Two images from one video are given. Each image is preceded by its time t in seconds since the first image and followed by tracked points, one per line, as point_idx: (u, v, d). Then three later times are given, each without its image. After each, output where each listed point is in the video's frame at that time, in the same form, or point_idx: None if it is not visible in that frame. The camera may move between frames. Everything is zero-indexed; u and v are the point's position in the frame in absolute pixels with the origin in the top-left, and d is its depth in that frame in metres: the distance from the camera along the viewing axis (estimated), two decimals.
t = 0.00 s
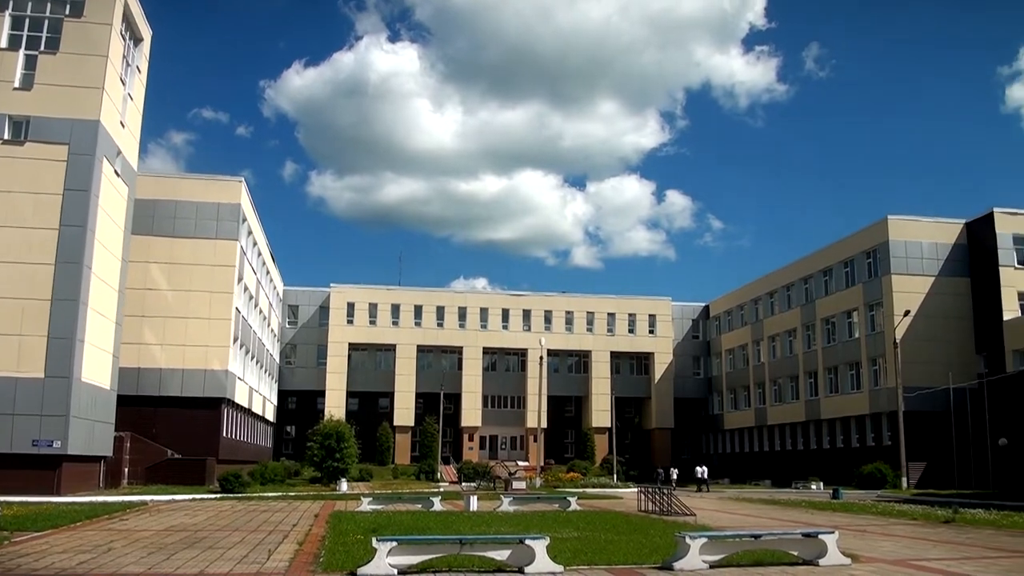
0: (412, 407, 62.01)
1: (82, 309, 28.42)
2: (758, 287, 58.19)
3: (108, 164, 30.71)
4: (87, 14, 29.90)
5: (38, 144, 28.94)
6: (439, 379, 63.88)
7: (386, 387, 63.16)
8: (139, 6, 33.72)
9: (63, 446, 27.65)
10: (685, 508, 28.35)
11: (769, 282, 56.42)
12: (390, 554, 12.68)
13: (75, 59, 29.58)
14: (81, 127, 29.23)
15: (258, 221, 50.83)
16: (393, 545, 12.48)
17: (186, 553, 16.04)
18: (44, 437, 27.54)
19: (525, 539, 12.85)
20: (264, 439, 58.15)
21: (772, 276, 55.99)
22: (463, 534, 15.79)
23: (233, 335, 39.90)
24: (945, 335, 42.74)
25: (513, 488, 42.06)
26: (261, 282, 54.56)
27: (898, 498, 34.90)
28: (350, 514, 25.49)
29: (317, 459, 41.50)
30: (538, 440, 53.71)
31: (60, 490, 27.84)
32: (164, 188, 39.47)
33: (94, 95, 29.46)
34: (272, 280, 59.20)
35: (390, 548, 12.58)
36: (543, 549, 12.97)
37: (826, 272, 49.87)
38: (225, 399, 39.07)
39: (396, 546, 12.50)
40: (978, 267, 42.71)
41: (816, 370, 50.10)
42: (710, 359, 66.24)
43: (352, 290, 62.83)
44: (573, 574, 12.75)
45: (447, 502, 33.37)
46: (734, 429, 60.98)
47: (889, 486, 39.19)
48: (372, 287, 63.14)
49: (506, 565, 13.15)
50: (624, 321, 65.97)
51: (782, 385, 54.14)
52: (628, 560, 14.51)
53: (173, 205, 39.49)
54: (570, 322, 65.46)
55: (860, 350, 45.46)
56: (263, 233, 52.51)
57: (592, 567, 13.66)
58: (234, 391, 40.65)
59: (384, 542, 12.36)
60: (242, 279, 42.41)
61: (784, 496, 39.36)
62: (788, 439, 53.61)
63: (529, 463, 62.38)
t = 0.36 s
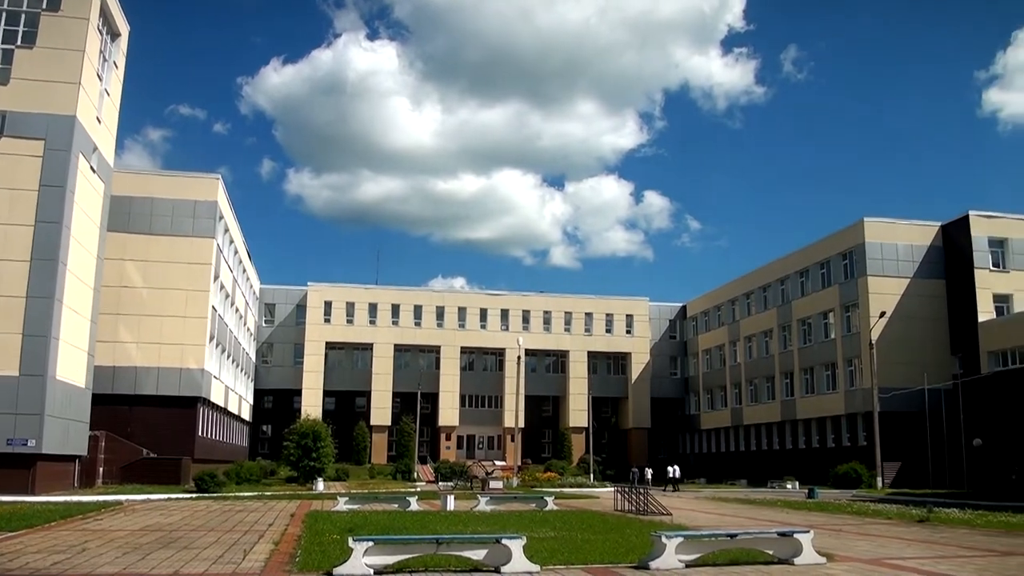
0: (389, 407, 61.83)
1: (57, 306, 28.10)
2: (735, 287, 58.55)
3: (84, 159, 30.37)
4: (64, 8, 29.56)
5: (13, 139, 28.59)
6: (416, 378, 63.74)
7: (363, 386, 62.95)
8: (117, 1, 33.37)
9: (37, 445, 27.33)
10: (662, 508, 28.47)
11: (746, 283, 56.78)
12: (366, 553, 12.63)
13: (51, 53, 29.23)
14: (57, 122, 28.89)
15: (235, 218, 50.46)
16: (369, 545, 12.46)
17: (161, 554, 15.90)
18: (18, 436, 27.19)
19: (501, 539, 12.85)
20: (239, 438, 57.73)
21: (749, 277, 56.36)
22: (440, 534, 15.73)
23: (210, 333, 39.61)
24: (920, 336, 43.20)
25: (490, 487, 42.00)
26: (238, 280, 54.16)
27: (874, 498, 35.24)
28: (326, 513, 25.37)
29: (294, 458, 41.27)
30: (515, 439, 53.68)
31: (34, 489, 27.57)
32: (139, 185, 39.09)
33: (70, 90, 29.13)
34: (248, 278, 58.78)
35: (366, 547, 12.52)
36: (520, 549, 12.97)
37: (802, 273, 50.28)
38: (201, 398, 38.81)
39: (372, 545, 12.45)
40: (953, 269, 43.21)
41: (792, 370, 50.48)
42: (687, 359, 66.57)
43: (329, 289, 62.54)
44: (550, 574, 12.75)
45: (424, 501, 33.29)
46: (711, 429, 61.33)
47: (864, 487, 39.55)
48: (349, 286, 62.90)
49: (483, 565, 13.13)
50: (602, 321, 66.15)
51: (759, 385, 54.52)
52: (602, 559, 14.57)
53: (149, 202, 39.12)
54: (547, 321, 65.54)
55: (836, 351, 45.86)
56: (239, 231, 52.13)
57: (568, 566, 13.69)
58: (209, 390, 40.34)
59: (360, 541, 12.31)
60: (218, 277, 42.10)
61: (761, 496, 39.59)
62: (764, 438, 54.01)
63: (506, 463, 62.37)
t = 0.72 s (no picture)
0: (365, 406, 61.62)
1: (31, 304, 27.76)
2: (711, 288, 58.89)
3: (59, 156, 30.04)
4: (41, 2, 29.23)
5: None
6: (393, 377, 63.56)
7: (339, 386, 62.70)
8: None
9: (10, 444, 26.99)
10: (638, 508, 28.57)
11: (723, 284, 57.10)
12: (341, 554, 12.59)
13: (27, 48, 28.91)
14: (33, 118, 28.56)
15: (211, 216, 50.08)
16: (345, 545, 12.44)
17: (135, 554, 15.76)
18: None
19: (477, 538, 12.86)
20: (214, 437, 57.31)
21: (726, 277, 56.71)
22: (415, 535, 15.69)
23: (185, 332, 39.30)
24: (894, 338, 43.64)
25: (467, 487, 41.96)
26: (213, 278, 53.75)
27: (848, 498, 35.56)
28: (302, 513, 25.28)
29: (269, 458, 41.04)
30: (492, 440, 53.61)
31: (7, 489, 27.29)
32: (114, 182, 38.72)
33: (46, 86, 28.81)
34: (224, 277, 58.38)
35: (341, 548, 12.49)
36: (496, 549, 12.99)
37: (778, 275, 50.69)
38: (176, 397, 38.56)
39: (347, 545, 12.42)
40: (927, 272, 43.72)
41: (768, 370, 50.87)
42: (663, 359, 66.87)
43: (305, 287, 62.24)
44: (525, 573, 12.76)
45: (400, 501, 33.21)
46: (687, 429, 61.66)
47: (839, 486, 39.91)
48: (326, 285, 62.62)
49: (458, 565, 13.15)
50: (578, 321, 66.29)
51: (734, 385, 54.90)
52: (578, 559, 14.63)
53: (125, 199, 38.74)
54: (524, 321, 65.61)
55: (811, 351, 46.28)
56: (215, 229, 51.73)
57: (544, 566, 13.71)
58: (185, 388, 40.04)
59: (336, 541, 12.27)
60: (193, 275, 41.77)
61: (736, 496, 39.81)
62: (739, 438, 54.40)
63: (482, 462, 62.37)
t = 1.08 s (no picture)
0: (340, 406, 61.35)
1: (3, 302, 27.39)
2: (686, 289, 59.20)
3: (33, 152, 29.67)
4: None
5: None
6: (368, 377, 63.34)
7: (314, 386, 62.37)
8: None
9: None
10: (612, 507, 28.69)
11: (698, 285, 57.43)
12: (315, 554, 12.53)
13: None
14: (6, 113, 28.19)
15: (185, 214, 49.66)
16: (318, 546, 12.37)
17: (107, 555, 15.59)
18: None
19: (451, 539, 12.85)
20: (188, 437, 56.81)
21: (701, 278, 57.05)
22: (390, 535, 15.66)
23: (159, 330, 38.92)
24: (868, 339, 44.09)
25: (442, 487, 41.92)
26: (187, 277, 53.27)
27: (821, 498, 35.84)
28: (276, 514, 25.15)
29: (243, 458, 40.74)
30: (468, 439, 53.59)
31: None
32: (87, 179, 38.33)
33: (20, 81, 28.45)
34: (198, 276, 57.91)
35: (315, 549, 12.43)
36: (470, 549, 12.99)
37: (752, 276, 51.08)
38: (149, 396, 38.18)
39: (321, 546, 12.36)
40: (900, 274, 44.21)
41: (742, 371, 51.24)
42: (638, 360, 67.15)
43: (279, 286, 61.88)
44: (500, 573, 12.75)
45: (374, 501, 33.09)
46: (661, 429, 61.95)
47: (812, 486, 40.26)
48: (302, 284, 62.28)
49: (433, 565, 13.13)
50: (554, 321, 66.40)
51: (709, 386, 55.24)
52: (552, 559, 14.64)
53: (98, 196, 38.36)
54: (500, 321, 65.63)
55: (785, 352, 46.68)
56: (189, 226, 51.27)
57: (519, 565, 13.72)
58: (158, 388, 39.65)
59: (309, 542, 12.22)
60: (167, 273, 41.41)
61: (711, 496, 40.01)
62: (714, 439, 54.73)
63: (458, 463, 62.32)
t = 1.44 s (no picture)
0: (318, 405, 61.08)
1: None
2: (665, 290, 59.43)
3: (9, 148, 29.33)
4: None
5: None
6: (346, 377, 63.12)
7: (292, 385, 62.05)
8: None
9: None
10: (590, 507, 28.75)
11: (676, 286, 57.68)
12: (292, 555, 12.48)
13: None
14: None
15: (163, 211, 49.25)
16: (296, 546, 12.31)
17: (82, 556, 15.44)
18: None
19: (429, 539, 12.83)
20: (164, 437, 56.38)
21: (679, 279, 57.30)
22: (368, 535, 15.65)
23: (136, 329, 38.56)
24: (844, 340, 44.45)
25: (419, 487, 41.83)
26: (165, 275, 52.83)
27: (797, 498, 36.10)
28: (253, 514, 25.03)
29: (219, 458, 40.46)
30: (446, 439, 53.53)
31: None
32: (64, 176, 37.93)
33: None
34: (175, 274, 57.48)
35: (292, 549, 12.38)
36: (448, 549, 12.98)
37: (730, 278, 51.39)
38: (126, 395, 37.82)
39: (299, 546, 12.31)
40: (877, 276, 44.59)
41: (720, 372, 51.54)
42: (616, 360, 67.34)
43: (257, 285, 61.51)
44: (477, 573, 12.76)
45: (350, 501, 32.98)
46: (639, 430, 62.18)
47: (788, 486, 40.53)
48: (280, 283, 61.95)
49: (411, 565, 13.10)
50: (533, 321, 66.45)
51: (686, 386, 55.50)
52: (530, 559, 14.67)
53: (76, 193, 38.02)
54: (479, 321, 65.60)
55: (763, 353, 47.00)
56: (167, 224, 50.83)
57: (497, 565, 13.73)
58: (135, 387, 39.28)
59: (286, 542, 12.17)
60: (144, 271, 41.04)
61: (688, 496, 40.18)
62: (691, 439, 55.01)
63: (436, 463, 62.24)
